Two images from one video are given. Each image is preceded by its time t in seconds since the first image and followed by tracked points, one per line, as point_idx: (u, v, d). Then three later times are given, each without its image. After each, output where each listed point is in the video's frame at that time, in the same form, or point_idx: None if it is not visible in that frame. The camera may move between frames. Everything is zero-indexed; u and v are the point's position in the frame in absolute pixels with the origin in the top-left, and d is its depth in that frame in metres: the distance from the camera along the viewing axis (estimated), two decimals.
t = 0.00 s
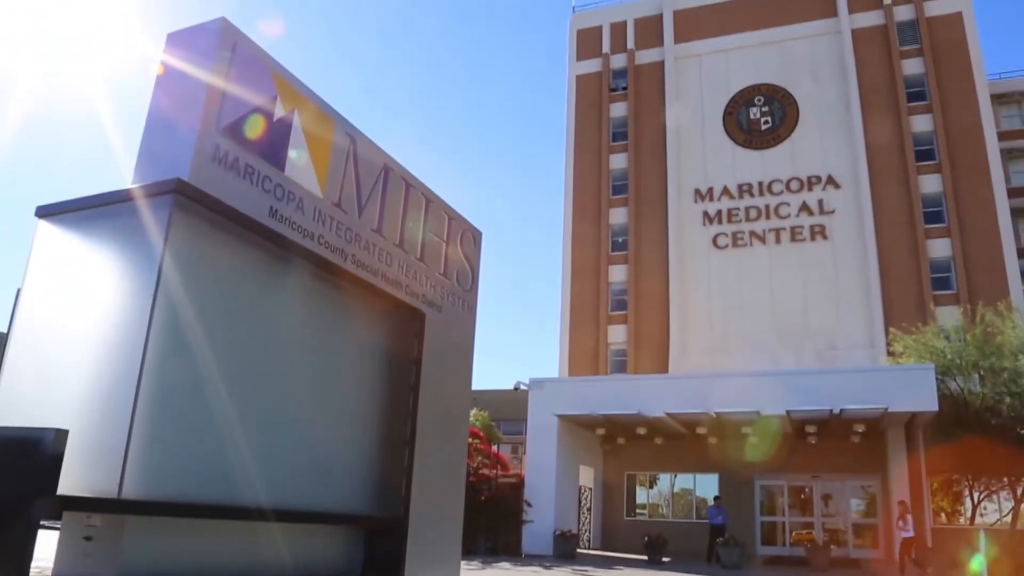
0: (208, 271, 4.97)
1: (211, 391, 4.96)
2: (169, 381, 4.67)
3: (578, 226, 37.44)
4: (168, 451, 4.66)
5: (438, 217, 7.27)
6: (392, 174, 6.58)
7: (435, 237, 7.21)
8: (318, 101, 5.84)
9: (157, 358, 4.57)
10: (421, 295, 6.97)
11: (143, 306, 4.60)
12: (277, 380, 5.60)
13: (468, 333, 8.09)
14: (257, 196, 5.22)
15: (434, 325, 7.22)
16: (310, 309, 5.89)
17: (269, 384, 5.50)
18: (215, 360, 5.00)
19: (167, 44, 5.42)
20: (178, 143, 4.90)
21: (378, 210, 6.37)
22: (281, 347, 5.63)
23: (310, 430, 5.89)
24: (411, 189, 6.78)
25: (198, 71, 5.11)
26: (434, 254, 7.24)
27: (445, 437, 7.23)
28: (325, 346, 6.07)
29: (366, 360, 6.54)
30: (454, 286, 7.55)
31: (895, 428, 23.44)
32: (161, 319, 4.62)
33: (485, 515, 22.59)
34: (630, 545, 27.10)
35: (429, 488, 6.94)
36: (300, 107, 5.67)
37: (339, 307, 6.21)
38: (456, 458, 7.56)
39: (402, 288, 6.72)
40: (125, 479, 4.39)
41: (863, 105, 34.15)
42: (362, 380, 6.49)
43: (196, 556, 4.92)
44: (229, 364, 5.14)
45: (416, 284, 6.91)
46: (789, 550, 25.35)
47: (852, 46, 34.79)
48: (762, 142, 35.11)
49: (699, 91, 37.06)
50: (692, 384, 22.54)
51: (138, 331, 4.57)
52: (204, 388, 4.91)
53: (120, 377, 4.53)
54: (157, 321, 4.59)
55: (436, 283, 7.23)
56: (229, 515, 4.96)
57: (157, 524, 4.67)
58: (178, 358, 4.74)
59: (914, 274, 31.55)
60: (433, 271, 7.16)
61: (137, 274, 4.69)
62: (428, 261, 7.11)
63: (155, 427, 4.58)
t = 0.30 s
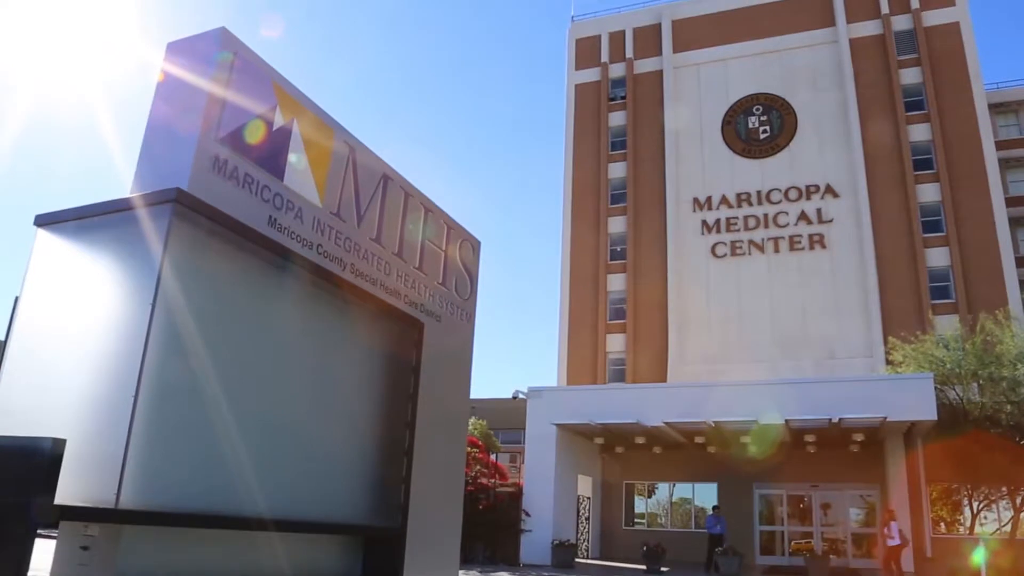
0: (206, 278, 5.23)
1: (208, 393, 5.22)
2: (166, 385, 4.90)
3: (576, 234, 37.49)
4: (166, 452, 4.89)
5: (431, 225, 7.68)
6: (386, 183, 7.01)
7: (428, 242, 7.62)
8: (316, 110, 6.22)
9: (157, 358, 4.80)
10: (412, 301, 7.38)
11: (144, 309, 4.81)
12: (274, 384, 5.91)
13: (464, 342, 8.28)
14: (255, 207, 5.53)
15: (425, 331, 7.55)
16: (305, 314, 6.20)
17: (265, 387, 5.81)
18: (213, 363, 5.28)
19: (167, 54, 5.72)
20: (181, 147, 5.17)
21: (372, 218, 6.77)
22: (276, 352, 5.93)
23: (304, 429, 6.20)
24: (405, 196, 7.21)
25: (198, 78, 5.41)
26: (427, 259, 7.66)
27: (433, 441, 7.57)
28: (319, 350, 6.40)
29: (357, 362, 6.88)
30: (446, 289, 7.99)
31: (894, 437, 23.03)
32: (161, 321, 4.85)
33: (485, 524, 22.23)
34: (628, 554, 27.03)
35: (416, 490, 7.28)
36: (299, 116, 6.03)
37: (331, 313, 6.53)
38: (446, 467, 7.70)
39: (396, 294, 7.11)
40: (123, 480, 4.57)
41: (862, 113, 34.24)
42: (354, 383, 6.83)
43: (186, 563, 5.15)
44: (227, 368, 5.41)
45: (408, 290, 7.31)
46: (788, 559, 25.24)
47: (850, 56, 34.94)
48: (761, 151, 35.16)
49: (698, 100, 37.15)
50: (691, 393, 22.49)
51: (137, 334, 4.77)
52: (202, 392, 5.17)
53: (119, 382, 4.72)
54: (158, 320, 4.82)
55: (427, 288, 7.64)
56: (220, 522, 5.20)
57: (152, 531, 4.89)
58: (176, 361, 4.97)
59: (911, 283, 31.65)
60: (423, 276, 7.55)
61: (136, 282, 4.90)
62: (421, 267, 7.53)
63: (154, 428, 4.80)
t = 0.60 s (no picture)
0: (206, 284, 5.25)
1: (208, 399, 5.23)
2: (166, 388, 4.90)
3: (575, 242, 37.54)
4: (166, 456, 4.90)
5: (431, 232, 7.71)
6: (385, 190, 7.03)
7: (427, 249, 7.64)
8: (315, 117, 6.24)
9: (156, 362, 4.81)
10: (411, 308, 7.39)
11: (145, 314, 4.82)
12: (274, 390, 5.91)
13: (463, 348, 8.28)
14: (255, 215, 5.54)
15: (423, 338, 7.56)
16: (304, 321, 6.21)
17: (265, 394, 5.82)
18: (213, 368, 5.28)
19: (167, 60, 5.73)
20: (181, 151, 5.18)
21: (372, 226, 6.79)
22: (276, 359, 5.94)
23: (303, 436, 6.21)
24: (405, 203, 7.23)
25: (199, 84, 5.44)
26: (427, 267, 7.68)
27: (431, 447, 7.57)
28: (318, 357, 6.40)
29: (356, 370, 6.89)
30: (445, 296, 8.01)
31: (892, 444, 22.94)
32: (161, 325, 4.86)
33: (483, 531, 22.60)
34: (627, 562, 26.99)
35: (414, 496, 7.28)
36: (298, 124, 6.06)
37: (331, 321, 6.54)
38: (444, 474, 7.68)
39: (395, 302, 7.12)
40: (122, 485, 4.57)
41: (860, 121, 34.32)
42: (354, 390, 6.84)
43: (184, 568, 5.15)
44: (227, 373, 5.42)
45: (407, 298, 7.32)
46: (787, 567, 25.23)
47: (848, 63, 35.03)
48: (759, 159, 35.26)
49: (697, 107, 37.24)
50: (690, 400, 22.47)
51: (136, 338, 4.78)
52: (201, 397, 5.17)
53: (118, 388, 4.73)
54: (157, 325, 4.82)
55: (426, 296, 7.65)
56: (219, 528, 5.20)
57: (151, 538, 4.89)
58: (176, 365, 4.98)
59: (909, 290, 31.67)
60: (422, 283, 7.56)
61: (136, 289, 4.91)
62: (420, 275, 7.55)
63: (153, 433, 4.80)
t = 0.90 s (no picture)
0: (206, 287, 5.25)
1: (207, 403, 5.23)
2: (165, 388, 4.90)
3: (574, 247, 37.57)
4: (166, 455, 4.91)
5: (430, 237, 7.72)
6: (384, 196, 7.05)
7: (426, 254, 7.65)
8: (315, 122, 6.27)
9: (155, 363, 4.81)
10: (410, 313, 7.40)
11: (144, 317, 4.83)
12: (273, 395, 5.92)
13: (461, 354, 8.29)
14: (255, 220, 5.55)
15: (422, 344, 7.55)
16: (304, 326, 6.22)
17: (265, 399, 5.83)
18: (212, 371, 5.29)
19: (166, 64, 5.74)
20: (180, 156, 5.20)
21: (372, 231, 6.81)
22: (276, 363, 5.95)
23: (302, 441, 6.21)
24: (404, 208, 7.25)
25: (199, 87, 5.45)
26: (426, 273, 7.69)
27: (430, 452, 7.57)
28: (318, 362, 6.41)
29: (356, 375, 6.90)
30: (443, 301, 8.02)
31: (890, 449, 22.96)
32: (160, 327, 4.86)
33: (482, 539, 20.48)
34: (625, 567, 26.98)
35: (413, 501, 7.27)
36: (297, 129, 6.08)
37: (331, 326, 6.56)
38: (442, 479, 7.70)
39: (394, 308, 7.14)
40: (120, 484, 4.58)
41: (858, 127, 34.40)
42: (353, 395, 6.85)
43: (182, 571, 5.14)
44: (226, 377, 5.43)
45: (406, 303, 7.33)
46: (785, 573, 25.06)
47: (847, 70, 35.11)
48: (758, 165, 35.30)
49: (695, 113, 37.32)
50: (688, 407, 22.44)
51: (136, 340, 4.79)
52: (201, 401, 5.17)
53: (117, 392, 4.73)
54: (156, 328, 4.83)
55: (425, 302, 7.66)
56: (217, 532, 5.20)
57: (150, 543, 4.88)
58: (175, 367, 4.98)
59: (908, 295, 31.69)
60: (420, 288, 7.57)
61: (135, 295, 4.91)
62: (419, 281, 7.56)
63: (151, 436, 4.80)
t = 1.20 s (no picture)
0: (206, 287, 5.25)
1: (206, 404, 5.23)
2: (165, 389, 4.91)
3: (573, 251, 37.60)
4: (166, 455, 4.91)
5: (429, 241, 7.72)
6: (383, 199, 7.05)
7: (425, 258, 7.66)
8: (314, 125, 6.27)
9: (154, 363, 4.81)
10: (409, 317, 7.40)
11: (143, 318, 4.83)
12: (272, 397, 5.91)
13: (460, 357, 8.31)
14: (253, 223, 5.55)
15: (420, 348, 7.55)
16: (304, 329, 6.22)
17: (265, 401, 5.83)
18: (212, 373, 5.29)
19: (166, 67, 5.76)
20: (181, 158, 5.20)
21: (371, 235, 6.82)
22: (276, 365, 5.95)
23: (302, 444, 6.21)
24: (403, 212, 7.25)
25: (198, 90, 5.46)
26: (425, 277, 7.70)
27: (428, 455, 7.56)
28: (317, 365, 6.41)
29: (356, 377, 6.91)
30: (442, 305, 8.01)
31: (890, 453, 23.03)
32: (159, 326, 4.87)
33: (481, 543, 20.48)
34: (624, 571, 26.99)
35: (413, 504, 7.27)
36: (296, 132, 6.08)
37: (330, 329, 6.55)
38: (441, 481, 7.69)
39: (393, 312, 7.15)
40: (119, 484, 4.58)
41: (857, 130, 34.44)
42: (352, 398, 6.85)
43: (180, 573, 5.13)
44: (226, 378, 5.44)
45: (405, 307, 7.34)
46: None
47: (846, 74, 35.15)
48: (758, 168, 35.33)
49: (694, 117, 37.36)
50: (688, 411, 22.46)
51: (135, 341, 4.79)
52: (200, 402, 5.17)
53: (117, 394, 4.73)
54: (156, 327, 4.84)
55: (424, 306, 7.67)
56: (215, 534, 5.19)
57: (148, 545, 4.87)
58: (174, 368, 4.98)
59: (907, 297, 31.72)
60: (419, 292, 7.57)
61: (134, 297, 4.92)
62: (418, 284, 7.57)
63: (151, 436, 4.80)
